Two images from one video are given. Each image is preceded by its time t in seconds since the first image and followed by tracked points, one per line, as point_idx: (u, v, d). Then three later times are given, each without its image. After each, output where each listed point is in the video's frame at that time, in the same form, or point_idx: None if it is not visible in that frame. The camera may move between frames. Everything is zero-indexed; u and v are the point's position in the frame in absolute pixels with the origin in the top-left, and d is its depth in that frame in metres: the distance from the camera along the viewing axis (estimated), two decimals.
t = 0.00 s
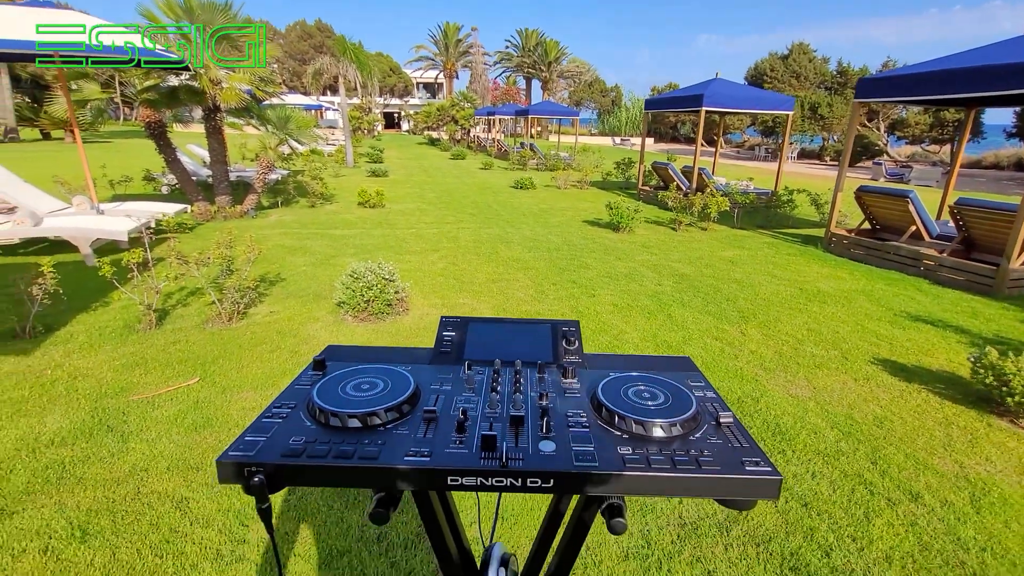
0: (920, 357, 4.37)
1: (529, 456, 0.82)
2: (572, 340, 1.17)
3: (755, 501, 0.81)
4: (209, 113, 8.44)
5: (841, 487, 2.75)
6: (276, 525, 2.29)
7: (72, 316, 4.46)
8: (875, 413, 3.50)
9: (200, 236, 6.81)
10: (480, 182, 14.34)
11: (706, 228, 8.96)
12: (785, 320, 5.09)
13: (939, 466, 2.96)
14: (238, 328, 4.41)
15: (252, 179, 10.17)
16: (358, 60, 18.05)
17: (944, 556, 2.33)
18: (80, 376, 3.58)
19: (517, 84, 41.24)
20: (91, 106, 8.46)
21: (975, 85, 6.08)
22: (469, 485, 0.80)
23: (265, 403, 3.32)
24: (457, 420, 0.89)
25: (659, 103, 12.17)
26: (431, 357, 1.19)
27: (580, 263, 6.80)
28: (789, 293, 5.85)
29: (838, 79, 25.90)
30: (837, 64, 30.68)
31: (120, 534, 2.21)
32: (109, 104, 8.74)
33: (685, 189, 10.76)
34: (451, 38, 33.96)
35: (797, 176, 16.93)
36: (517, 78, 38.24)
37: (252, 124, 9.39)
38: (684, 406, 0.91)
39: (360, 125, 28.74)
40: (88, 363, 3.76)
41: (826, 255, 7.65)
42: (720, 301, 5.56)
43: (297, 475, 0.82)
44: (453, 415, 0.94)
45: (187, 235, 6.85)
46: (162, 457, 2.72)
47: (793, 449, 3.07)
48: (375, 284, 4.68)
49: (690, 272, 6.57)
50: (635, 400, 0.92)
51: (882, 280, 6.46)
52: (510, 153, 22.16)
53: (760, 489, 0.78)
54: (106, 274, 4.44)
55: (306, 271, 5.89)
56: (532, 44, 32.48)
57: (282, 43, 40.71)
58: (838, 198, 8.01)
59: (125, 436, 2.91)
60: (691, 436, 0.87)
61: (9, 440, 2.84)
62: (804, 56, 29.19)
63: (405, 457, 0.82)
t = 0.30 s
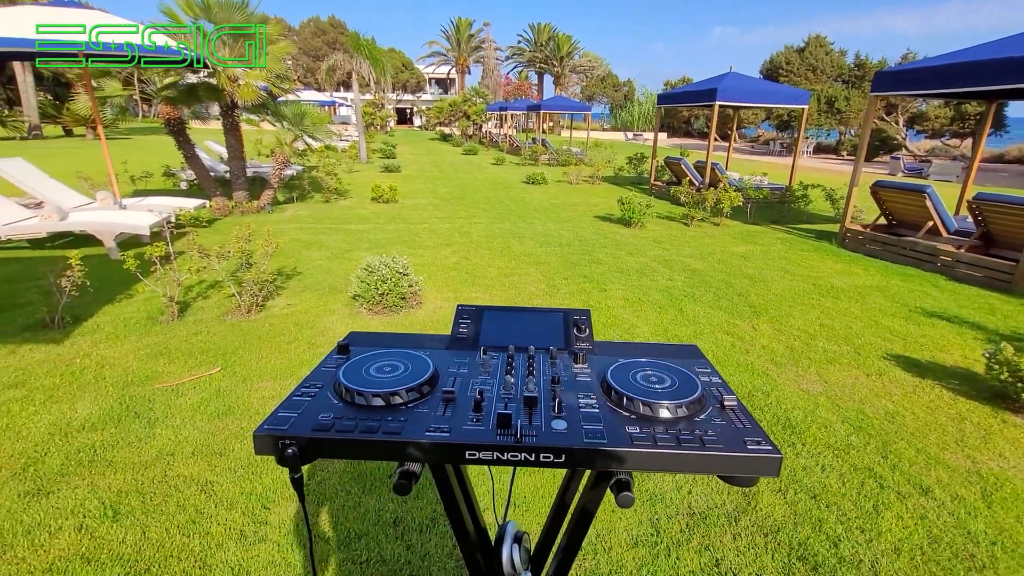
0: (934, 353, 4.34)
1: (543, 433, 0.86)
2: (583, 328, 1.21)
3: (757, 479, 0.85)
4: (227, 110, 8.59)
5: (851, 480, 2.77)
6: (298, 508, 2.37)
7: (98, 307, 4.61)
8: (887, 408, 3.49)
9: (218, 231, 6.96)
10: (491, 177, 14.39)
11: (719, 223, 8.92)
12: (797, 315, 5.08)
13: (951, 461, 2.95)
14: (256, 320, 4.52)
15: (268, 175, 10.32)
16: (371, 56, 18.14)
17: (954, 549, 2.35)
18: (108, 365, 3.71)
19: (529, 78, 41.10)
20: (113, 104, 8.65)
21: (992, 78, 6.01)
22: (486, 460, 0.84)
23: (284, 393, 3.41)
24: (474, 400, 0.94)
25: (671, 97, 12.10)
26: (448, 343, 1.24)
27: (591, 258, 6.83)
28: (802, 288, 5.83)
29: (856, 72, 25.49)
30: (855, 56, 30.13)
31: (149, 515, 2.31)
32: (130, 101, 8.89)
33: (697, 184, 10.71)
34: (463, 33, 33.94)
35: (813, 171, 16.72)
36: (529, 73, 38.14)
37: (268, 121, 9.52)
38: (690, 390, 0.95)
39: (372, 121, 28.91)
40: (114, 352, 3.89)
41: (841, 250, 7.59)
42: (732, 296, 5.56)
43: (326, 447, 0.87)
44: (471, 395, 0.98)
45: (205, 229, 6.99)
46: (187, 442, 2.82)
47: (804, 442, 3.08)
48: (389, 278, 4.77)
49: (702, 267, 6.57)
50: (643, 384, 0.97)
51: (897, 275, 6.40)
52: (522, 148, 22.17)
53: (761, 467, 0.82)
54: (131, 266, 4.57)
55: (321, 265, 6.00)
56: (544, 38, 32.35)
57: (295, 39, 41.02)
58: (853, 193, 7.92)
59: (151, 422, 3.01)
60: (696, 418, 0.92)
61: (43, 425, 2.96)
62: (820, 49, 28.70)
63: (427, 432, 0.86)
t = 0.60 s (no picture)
0: (957, 350, 4.23)
1: (569, 448, 0.80)
2: (605, 331, 1.14)
3: (799, 499, 0.78)
4: (236, 105, 8.58)
5: (873, 483, 2.68)
6: (308, 509, 2.35)
7: (109, 303, 4.61)
8: (909, 408, 3.40)
9: (228, 226, 6.96)
10: (500, 172, 14.30)
11: (731, 217, 8.79)
12: (813, 311, 4.98)
13: (977, 464, 2.86)
14: (265, 316, 4.50)
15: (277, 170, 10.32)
16: (378, 50, 18.05)
17: (983, 556, 2.27)
18: (119, 362, 3.70)
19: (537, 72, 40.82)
20: (123, 99, 8.66)
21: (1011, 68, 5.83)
22: (508, 477, 0.78)
23: (294, 391, 3.38)
24: (494, 410, 0.87)
25: (682, 90, 11.93)
26: (464, 346, 1.18)
27: (602, 252, 6.74)
28: (818, 284, 5.71)
29: (872, 63, 25.01)
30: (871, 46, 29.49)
31: (159, 514, 2.29)
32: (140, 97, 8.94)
33: (709, 177, 10.56)
34: (471, 26, 33.70)
35: (826, 164, 16.45)
36: (537, 66, 37.87)
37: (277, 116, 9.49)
38: (724, 401, 0.88)
39: (380, 115, 28.86)
40: (125, 349, 3.89)
41: (857, 244, 7.44)
42: (746, 291, 5.46)
43: (337, 462, 0.81)
44: (490, 405, 0.92)
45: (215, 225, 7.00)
46: (197, 440, 2.80)
47: (824, 443, 3.00)
48: (398, 273, 4.73)
49: (714, 262, 6.46)
50: (673, 394, 0.90)
51: (916, 271, 6.26)
52: (530, 142, 22.02)
53: (805, 486, 0.75)
54: (141, 263, 4.56)
55: (330, 261, 5.97)
56: (552, 31, 32.05)
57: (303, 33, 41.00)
58: (870, 185, 7.76)
59: (162, 419, 2.99)
60: (732, 431, 0.85)
61: (54, 423, 2.95)
62: (834, 39, 28.16)
63: (444, 446, 0.80)
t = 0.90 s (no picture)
0: (976, 345, 4.10)
1: (601, 495, 0.68)
2: (629, 346, 1.03)
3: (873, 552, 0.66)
4: (232, 103, 8.45)
5: (899, 488, 2.57)
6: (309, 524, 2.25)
7: (106, 308, 4.52)
8: (930, 406, 3.28)
9: (226, 227, 6.85)
10: (501, 166, 14.15)
11: (737, 210, 8.64)
12: (826, 306, 4.85)
13: (1006, 466, 2.74)
14: (264, 319, 4.40)
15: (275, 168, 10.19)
16: (376, 45, 17.85)
17: (1019, 565, 2.16)
18: (115, 369, 3.59)
19: (537, 64, 40.47)
20: (118, 99, 8.52)
21: None
22: (531, 531, 0.66)
23: (294, 397, 3.28)
24: (511, 448, 0.76)
25: (685, 80, 11.73)
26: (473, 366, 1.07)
27: (607, 248, 6.61)
28: (830, 277, 5.58)
29: (876, 50, 24.66)
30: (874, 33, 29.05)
31: (155, 532, 2.20)
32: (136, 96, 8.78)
33: (713, 169, 10.39)
34: (469, 19, 33.36)
35: (831, 153, 16.25)
36: (536, 59, 37.54)
37: (274, 113, 9.36)
38: (773, 431, 0.77)
39: (379, 111, 28.65)
40: (121, 355, 3.79)
41: (866, 235, 7.29)
42: (756, 286, 5.33)
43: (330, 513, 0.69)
44: (506, 440, 0.81)
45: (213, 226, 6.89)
46: (194, 451, 2.70)
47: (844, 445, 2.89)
48: (400, 273, 4.62)
49: (722, 256, 6.33)
50: (715, 424, 0.79)
51: (928, 262, 6.12)
52: (531, 136, 21.81)
53: (882, 538, 0.63)
54: (136, 266, 4.46)
55: (330, 260, 5.87)
56: (551, 23, 31.70)
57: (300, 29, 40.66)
58: (880, 175, 7.59)
59: (158, 429, 2.89)
60: (785, 467, 0.73)
61: (48, 435, 2.86)
62: (837, 26, 27.75)
63: (455, 495, 0.69)
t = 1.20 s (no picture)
0: (988, 338, 4.03)
1: (635, 538, 0.62)
2: (651, 360, 0.98)
3: None
4: (228, 101, 8.36)
5: (915, 488, 2.51)
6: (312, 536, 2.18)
7: (102, 313, 4.45)
8: (945, 402, 3.21)
9: (224, 228, 6.77)
10: (500, 161, 14.04)
11: (739, 202, 8.55)
12: (833, 299, 4.78)
13: None
14: (264, 322, 4.33)
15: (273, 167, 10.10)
16: (372, 41, 17.69)
17: None
18: (112, 375, 3.52)
19: (534, 58, 40.19)
20: (113, 99, 8.43)
21: None
22: None
23: (295, 402, 3.21)
24: (532, 483, 0.69)
25: (685, 72, 11.61)
26: (484, 384, 1.01)
27: (610, 243, 6.53)
28: (837, 270, 5.50)
29: (876, 39, 24.45)
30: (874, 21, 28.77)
31: (153, 546, 2.13)
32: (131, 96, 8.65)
33: (715, 161, 10.29)
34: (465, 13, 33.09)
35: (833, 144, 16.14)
36: (533, 53, 37.28)
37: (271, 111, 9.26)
38: (819, 459, 0.70)
39: (377, 108, 28.53)
40: (119, 361, 3.72)
41: (871, 227, 7.21)
42: (761, 281, 5.25)
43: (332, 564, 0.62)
44: (524, 472, 0.74)
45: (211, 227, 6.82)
46: (194, 461, 2.64)
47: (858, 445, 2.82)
48: (401, 273, 4.54)
49: (726, 250, 6.25)
50: (752, 450, 0.72)
51: (935, 253, 6.04)
52: (529, 130, 21.66)
53: None
54: (133, 270, 4.39)
55: (330, 260, 5.79)
56: (548, 16, 31.43)
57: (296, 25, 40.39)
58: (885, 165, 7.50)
59: (157, 438, 2.83)
60: (835, 501, 0.66)
61: (44, 445, 2.80)
62: (837, 15, 27.50)
63: (471, 541, 0.62)
